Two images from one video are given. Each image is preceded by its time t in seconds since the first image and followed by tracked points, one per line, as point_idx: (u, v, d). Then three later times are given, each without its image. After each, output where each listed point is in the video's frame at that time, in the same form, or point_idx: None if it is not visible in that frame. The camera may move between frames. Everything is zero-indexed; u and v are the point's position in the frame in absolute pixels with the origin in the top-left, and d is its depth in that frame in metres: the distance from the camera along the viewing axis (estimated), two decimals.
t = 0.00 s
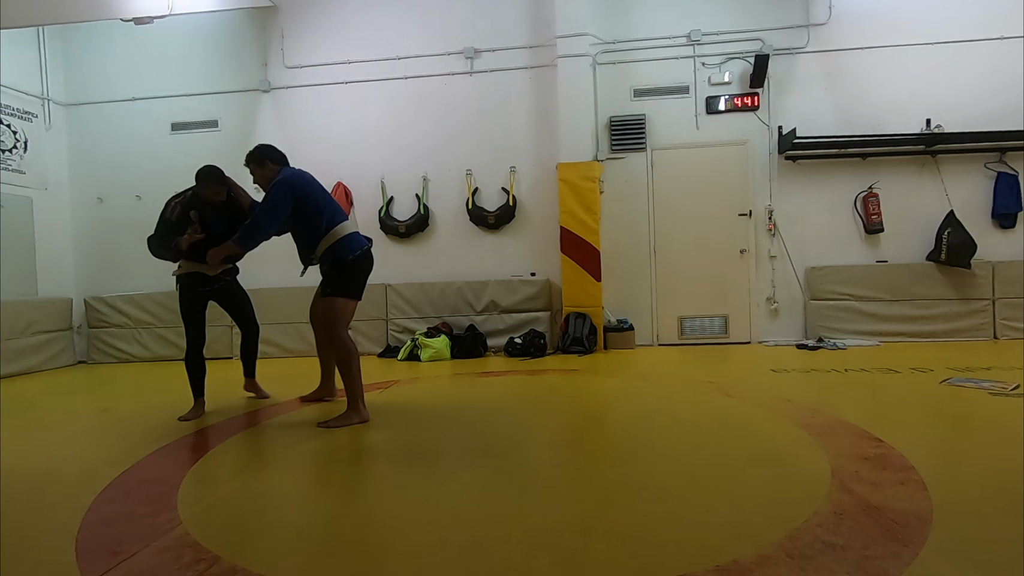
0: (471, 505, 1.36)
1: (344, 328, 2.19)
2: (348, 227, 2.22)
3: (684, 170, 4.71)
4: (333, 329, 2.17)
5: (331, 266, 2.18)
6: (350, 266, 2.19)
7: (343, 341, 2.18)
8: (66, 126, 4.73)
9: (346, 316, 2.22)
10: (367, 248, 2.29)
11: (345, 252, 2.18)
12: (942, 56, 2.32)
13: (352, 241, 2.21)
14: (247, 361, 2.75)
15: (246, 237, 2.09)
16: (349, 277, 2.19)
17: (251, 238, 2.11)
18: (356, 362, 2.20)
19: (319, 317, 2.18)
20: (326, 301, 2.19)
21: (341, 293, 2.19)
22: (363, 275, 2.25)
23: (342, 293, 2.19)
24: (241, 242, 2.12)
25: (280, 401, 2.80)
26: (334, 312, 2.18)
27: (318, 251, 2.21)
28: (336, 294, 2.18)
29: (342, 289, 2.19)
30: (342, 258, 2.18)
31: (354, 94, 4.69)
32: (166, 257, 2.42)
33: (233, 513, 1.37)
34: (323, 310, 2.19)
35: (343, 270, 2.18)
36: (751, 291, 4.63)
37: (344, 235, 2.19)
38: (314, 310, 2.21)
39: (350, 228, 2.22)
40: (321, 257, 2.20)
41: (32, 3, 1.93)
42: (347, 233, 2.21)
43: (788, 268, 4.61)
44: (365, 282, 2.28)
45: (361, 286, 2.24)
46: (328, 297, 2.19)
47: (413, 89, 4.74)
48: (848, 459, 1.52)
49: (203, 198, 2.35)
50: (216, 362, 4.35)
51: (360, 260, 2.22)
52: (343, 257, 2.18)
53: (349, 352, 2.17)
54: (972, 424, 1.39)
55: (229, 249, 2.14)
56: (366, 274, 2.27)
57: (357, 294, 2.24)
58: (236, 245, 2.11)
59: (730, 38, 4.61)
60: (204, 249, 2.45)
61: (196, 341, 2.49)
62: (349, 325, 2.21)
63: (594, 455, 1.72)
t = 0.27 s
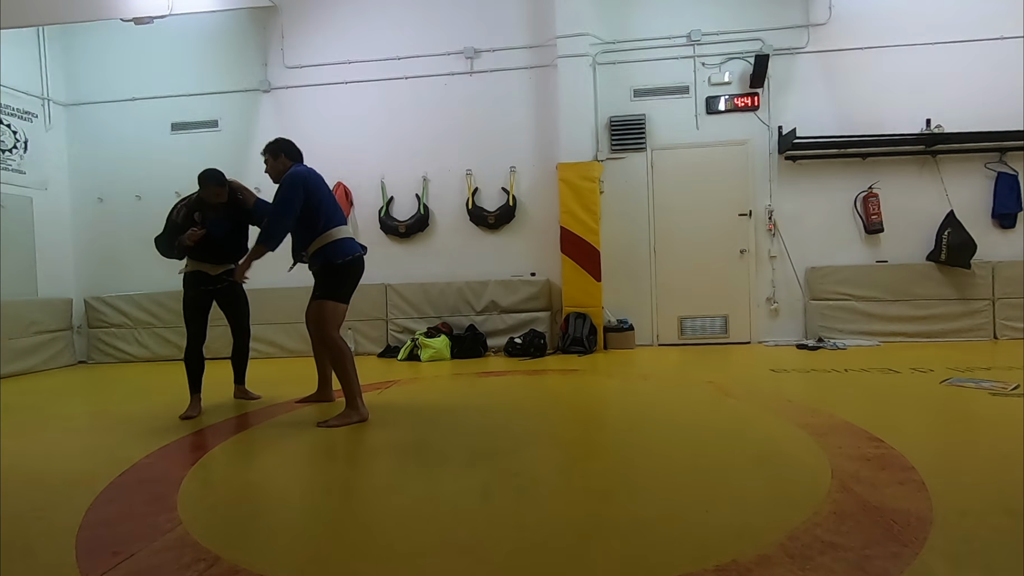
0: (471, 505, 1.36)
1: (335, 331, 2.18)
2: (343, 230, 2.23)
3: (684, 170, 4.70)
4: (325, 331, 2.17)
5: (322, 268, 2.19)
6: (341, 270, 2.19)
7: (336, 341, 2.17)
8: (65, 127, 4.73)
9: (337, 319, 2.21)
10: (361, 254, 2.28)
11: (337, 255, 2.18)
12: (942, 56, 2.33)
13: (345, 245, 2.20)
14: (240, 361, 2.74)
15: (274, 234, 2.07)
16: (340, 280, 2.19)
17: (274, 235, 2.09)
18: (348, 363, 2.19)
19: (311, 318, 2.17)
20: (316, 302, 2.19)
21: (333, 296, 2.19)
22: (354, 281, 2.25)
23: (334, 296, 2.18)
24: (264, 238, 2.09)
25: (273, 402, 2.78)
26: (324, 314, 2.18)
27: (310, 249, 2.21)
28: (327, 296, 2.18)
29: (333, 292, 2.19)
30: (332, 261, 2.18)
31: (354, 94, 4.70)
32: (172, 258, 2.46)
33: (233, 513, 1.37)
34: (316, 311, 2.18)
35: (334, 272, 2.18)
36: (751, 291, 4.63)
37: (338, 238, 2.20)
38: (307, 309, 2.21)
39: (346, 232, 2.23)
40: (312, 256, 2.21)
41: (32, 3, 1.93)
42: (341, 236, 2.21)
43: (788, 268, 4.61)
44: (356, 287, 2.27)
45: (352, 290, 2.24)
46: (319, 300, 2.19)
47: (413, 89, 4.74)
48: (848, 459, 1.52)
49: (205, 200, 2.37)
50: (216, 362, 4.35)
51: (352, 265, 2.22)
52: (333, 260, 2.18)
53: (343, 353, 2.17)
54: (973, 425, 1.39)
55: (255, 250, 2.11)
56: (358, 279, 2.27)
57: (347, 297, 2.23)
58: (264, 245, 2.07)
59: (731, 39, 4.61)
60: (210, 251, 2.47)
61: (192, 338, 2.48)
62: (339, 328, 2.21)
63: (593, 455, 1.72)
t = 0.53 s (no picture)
0: (472, 506, 1.36)
1: (337, 329, 2.18)
2: (341, 230, 2.23)
3: (684, 170, 4.71)
4: (326, 330, 2.16)
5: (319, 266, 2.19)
6: (338, 269, 2.19)
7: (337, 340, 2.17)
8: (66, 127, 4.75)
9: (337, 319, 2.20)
10: (358, 253, 2.28)
11: (333, 253, 2.18)
12: (942, 56, 2.33)
13: (341, 244, 2.20)
14: (239, 361, 2.73)
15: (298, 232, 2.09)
16: (337, 279, 2.19)
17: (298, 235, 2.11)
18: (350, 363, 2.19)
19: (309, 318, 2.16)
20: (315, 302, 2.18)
21: (331, 295, 2.18)
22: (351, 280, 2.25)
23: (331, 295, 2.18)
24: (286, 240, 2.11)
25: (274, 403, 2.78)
26: (323, 314, 2.16)
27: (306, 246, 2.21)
28: (324, 296, 2.18)
29: (331, 291, 2.18)
30: (328, 259, 2.18)
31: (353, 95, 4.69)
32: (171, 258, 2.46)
33: (234, 513, 1.36)
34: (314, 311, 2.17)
35: (331, 271, 2.18)
36: (751, 291, 4.63)
37: (334, 237, 2.20)
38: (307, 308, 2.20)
39: (343, 231, 2.22)
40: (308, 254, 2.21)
41: (32, 2, 1.92)
42: (338, 235, 2.21)
43: (788, 268, 4.60)
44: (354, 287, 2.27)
45: (350, 290, 2.23)
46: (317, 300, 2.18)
47: (412, 89, 4.74)
48: (848, 460, 1.52)
49: (205, 199, 2.36)
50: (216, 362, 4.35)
51: (348, 264, 2.22)
52: (330, 258, 2.18)
53: (344, 352, 2.16)
54: (972, 426, 1.39)
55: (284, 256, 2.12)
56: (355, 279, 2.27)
57: (346, 297, 2.22)
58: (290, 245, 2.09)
59: (731, 38, 4.61)
60: (208, 248, 2.49)
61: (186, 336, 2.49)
62: (339, 327, 2.20)
63: (592, 455, 1.72)
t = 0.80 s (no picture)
0: (472, 505, 1.36)
1: (349, 328, 2.19)
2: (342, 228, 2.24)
3: (684, 170, 4.70)
4: (337, 330, 2.17)
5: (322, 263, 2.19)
6: (341, 267, 2.19)
7: (346, 338, 2.18)
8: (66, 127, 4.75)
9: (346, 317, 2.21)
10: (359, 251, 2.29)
11: (336, 251, 2.19)
12: (942, 55, 2.33)
13: (344, 242, 2.21)
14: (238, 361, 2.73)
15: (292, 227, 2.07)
16: (341, 277, 2.19)
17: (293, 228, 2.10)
18: (358, 358, 2.21)
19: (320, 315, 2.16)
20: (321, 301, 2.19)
21: (335, 293, 2.18)
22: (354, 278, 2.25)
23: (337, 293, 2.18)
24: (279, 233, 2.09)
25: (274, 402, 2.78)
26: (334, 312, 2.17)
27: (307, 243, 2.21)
28: (329, 294, 2.18)
29: (335, 289, 2.18)
30: (331, 256, 2.18)
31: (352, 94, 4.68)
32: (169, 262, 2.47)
33: (234, 514, 1.36)
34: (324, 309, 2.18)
35: (334, 268, 2.18)
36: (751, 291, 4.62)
37: (336, 234, 2.20)
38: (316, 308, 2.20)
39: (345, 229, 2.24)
40: (310, 252, 2.20)
41: (32, 2, 1.92)
42: (337, 233, 2.21)
43: (788, 268, 4.60)
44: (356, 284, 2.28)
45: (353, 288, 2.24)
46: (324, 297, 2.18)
47: (412, 89, 4.73)
48: (848, 460, 1.52)
49: (194, 197, 2.40)
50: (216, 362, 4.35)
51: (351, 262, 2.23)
52: (333, 256, 2.19)
53: (353, 348, 2.19)
54: (973, 425, 1.40)
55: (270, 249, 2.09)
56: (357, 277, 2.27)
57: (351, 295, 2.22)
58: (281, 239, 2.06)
59: (730, 38, 4.61)
60: (204, 247, 2.49)
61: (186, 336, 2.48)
62: (351, 324, 2.21)
63: (592, 455, 1.72)
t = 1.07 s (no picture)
0: (472, 505, 1.36)
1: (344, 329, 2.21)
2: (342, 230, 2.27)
3: (684, 170, 4.71)
4: (336, 330, 2.19)
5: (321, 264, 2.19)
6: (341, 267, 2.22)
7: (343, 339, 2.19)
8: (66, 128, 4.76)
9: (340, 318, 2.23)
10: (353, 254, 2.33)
11: (336, 252, 2.21)
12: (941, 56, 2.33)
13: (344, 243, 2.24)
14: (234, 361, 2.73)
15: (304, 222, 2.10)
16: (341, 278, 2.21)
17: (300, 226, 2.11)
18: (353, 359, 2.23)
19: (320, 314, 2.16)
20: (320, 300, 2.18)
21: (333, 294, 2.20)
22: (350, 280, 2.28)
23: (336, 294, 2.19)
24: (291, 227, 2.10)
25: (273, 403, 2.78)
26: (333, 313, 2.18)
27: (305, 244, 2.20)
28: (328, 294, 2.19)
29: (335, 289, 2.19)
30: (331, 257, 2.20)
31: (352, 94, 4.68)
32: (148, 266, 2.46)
33: (235, 513, 1.36)
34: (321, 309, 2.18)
35: (334, 269, 2.20)
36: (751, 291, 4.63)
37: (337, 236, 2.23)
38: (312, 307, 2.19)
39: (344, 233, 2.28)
40: (308, 252, 2.20)
41: (32, 4, 1.93)
42: (331, 236, 2.22)
43: (788, 268, 4.63)
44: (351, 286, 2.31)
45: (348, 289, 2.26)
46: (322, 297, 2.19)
47: (412, 89, 4.74)
48: (848, 459, 1.52)
49: (165, 198, 2.38)
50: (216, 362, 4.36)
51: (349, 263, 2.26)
52: (333, 257, 2.20)
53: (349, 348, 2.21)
54: (973, 425, 1.40)
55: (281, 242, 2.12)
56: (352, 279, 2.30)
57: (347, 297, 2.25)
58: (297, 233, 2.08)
59: (731, 38, 4.60)
60: (184, 247, 2.49)
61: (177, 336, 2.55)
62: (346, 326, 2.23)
63: (592, 455, 1.72)
